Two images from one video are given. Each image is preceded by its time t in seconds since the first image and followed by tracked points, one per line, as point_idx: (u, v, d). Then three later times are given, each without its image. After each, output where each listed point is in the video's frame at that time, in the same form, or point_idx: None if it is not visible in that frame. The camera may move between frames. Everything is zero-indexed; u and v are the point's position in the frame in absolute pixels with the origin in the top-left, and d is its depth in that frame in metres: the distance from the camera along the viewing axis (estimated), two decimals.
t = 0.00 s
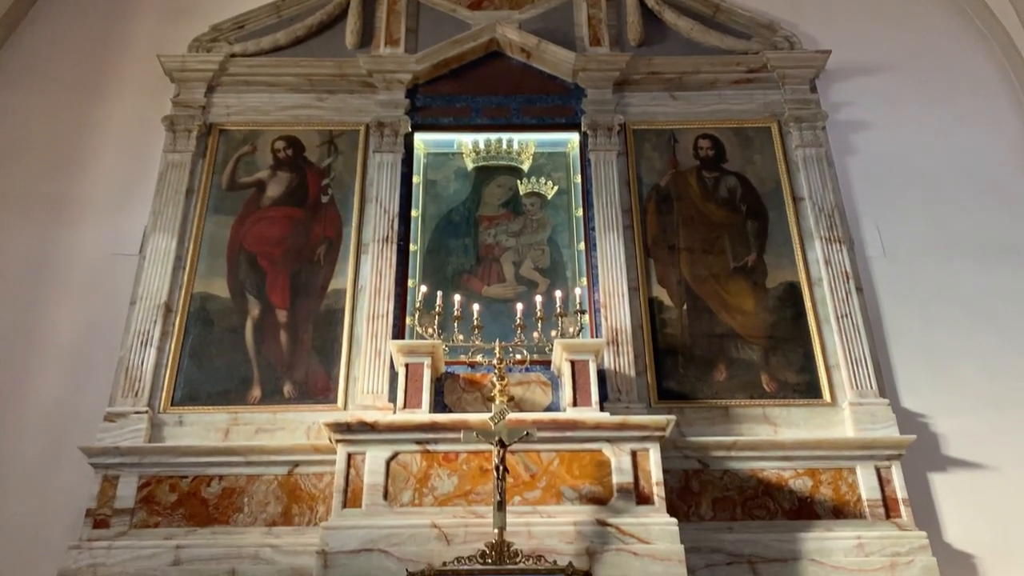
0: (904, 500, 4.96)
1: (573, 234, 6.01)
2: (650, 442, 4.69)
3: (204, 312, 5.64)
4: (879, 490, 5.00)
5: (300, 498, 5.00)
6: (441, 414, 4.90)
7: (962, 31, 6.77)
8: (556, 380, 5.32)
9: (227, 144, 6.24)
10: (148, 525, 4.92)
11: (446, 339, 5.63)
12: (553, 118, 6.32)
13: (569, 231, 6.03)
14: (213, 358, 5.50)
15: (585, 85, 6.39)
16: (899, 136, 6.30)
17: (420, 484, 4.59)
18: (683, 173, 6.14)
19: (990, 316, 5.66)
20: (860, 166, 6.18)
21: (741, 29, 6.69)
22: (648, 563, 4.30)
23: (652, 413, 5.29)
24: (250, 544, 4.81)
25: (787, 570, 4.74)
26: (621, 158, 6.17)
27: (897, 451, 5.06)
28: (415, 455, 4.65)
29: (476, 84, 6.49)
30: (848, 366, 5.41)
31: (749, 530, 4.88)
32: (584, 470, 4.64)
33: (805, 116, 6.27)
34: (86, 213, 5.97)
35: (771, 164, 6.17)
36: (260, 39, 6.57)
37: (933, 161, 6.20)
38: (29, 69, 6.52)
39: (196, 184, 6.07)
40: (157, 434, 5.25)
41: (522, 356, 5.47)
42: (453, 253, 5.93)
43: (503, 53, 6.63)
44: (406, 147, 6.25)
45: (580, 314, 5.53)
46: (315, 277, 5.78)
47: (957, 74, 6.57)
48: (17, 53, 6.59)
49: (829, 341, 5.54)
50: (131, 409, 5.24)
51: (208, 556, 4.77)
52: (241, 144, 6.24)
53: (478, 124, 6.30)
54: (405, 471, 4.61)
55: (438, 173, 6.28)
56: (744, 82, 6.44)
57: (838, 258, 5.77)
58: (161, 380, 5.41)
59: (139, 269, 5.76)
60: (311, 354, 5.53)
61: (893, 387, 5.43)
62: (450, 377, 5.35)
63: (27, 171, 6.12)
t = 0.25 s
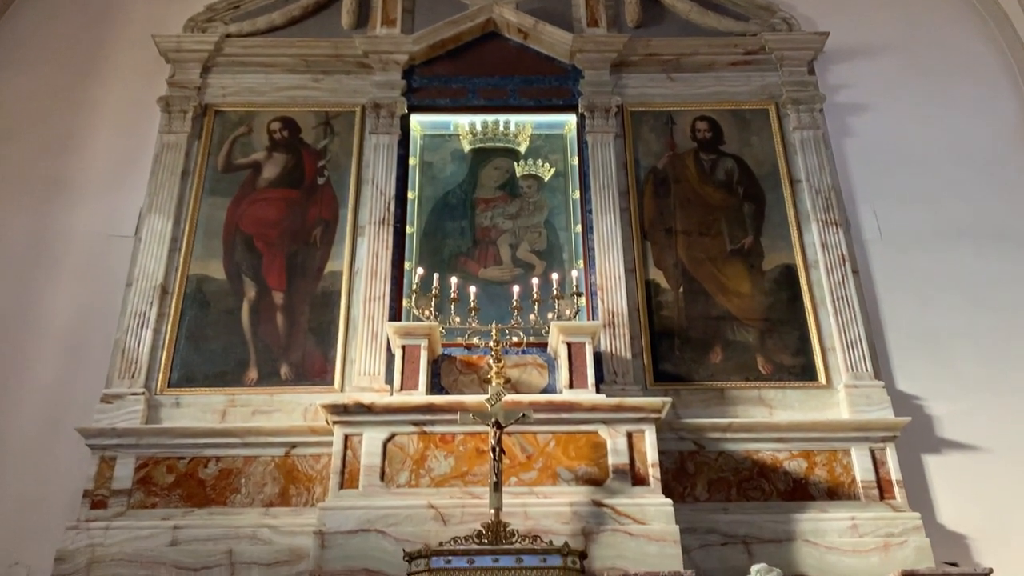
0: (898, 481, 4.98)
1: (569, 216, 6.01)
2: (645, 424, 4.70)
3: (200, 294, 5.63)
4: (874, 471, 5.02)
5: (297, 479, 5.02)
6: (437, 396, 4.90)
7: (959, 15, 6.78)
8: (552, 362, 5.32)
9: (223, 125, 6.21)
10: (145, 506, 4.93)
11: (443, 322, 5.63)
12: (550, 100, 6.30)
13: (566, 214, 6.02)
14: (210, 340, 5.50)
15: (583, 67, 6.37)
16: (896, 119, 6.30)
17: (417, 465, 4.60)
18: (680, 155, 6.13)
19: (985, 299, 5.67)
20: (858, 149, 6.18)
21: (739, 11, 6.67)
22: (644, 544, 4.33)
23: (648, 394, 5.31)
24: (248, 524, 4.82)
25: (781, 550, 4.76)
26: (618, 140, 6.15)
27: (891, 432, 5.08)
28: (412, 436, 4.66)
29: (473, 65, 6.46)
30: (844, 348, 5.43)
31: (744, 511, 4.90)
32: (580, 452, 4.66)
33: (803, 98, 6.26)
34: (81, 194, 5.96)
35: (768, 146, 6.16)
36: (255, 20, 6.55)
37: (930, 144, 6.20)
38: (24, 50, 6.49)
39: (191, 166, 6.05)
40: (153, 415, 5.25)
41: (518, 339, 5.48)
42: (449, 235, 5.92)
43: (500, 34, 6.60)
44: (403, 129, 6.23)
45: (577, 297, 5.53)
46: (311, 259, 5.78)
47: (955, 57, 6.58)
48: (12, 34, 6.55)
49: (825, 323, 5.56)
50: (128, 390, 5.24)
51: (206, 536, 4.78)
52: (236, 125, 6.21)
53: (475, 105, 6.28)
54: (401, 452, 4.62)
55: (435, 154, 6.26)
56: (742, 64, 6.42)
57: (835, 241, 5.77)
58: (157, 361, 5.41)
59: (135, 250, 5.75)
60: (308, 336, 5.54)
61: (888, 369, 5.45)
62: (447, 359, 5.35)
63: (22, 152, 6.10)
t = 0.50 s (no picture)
0: (892, 462, 5.01)
1: (566, 198, 6.00)
2: (642, 404, 4.72)
3: (196, 274, 5.62)
4: (868, 451, 5.04)
5: (294, 459, 5.03)
6: (434, 376, 4.90)
7: None
8: (550, 343, 5.31)
9: (218, 105, 6.18)
10: (143, 485, 4.93)
11: (440, 303, 5.64)
12: (547, 79, 6.27)
13: (563, 195, 6.02)
14: (206, 320, 5.50)
15: (580, 47, 6.35)
16: (893, 101, 6.30)
17: (414, 444, 4.62)
18: (678, 135, 6.12)
19: (981, 281, 5.68)
20: (855, 131, 6.18)
21: None
22: (639, 523, 4.35)
23: (644, 375, 5.33)
24: (245, 503, 4.84)
25: (775, 529, 4.79)
26: (616, 121, 6.13)
27: (886, 413, 5.11)
28: (409, 416, 4.67)
29: (470, 44, 6.43)
30: (840, 329, 5.45)
31: (739, 490, 4.92)
32: (576, 432, 4.67)
33: (801, 79, 6.24)
34: (77, 174, 5.94)
35: (766, 127, 6.15)
36: None
37: (928, 125, 6.20)
38: (17, 29, 6.45)
39: (187, 145, 6.02)
40: (150, 395, 5.25)
41: (514, 320, 5.48)
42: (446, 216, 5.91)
43: (497, 14, 6.57)
44: (399, 109, 6.21)
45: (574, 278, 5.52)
46: (307, 239, 5.76)
47: (953, 39, 6.57)
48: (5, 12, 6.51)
49: (821, 305, 5.57)
50: (125, 370, 5.24)
51: (204, 515, 4.80)
52: (231, 105, 6.18)
53: (472, 85, 6.27)
54: (398, 432, 4.64)
55: (431, 134, 6.26)
56: (740, 45, 6.40)
57: (831, 222, 5.78)
58: (154, 341, 5.41)
59: (130, 230, 5.73)
60: (305, 316, 5.54)
61: (883, 350, 5.47)
62: (444, 340, 5.33)
63: (16, 132, 6.07)
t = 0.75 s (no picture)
0: (887, 445, 5.03)
1: (563, 181, 5.99)
2: (638, 388, 4.73)
3: (193, 258, 5.61)
4: (863, 435, 5.07)
5: (291, 442, 5.04)
6: (431, 360, 4.91)
7: None
8: (545, 328, 5.35)
9: (214, 87, 6.15)
10: (140, 468, 4.94)
11: (437, 287, 5.63)
12: (545, 62, 6.29)
13: (560, 179, 6.00)
14: (203, 304, 5.49)
15: (578, 30, 6.33)
16: (891, 85, 6.29)
17: (411, 428, 4.63)
18: (675, 119, 6.11)
19: (978, 266, 5.69)
20: (853, 115, 6.17)
21: None
22: (634, 505, 4.37)
23: (640, 358, 5.34)
24: (243, 486, 4.85)
25: (770, 512, 4.81)
26: (613, 105, 6.13)
27: (881, 397, 5.12)
28: (406, 400, 4.69)
29: (468, 27, 6.41)
30: (836, 313, 5.46)
31: (734, 473, 4.95)
32: (573, 415, 4.69)
33: (799, 63, 6.23)
34: (72, 157, 5.92)
35: (763, 111, 6.14)
36: None
37: (925, 110, 6.20)
38: (11, 10, 6.41)
39: (183, 128, 6.00)
40: (147, 378, 5.25)
41: (511, 304, 5.46)
42: (443, 200, 5.90)
43: None
44: (396, 92, 6.20)
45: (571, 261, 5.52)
46: (304, 222, 5.76)
47: (952, 23, 6.55)
48: None
49: (817, 289, 5.58)
50: (122, 353, 5.25)
51: (202, 498, 4.81)
52: (227, 87, 6.15)
53: (468, 68, 6.26)
54: (395, 416, 4.64)
55: (428, 118, 6.22)
56: (739, 28, 6.38)
57: (828, 206, 5.78)
58: (150, 324, 5.41)
59: (126, 213, 5.72)
60: (301, 300, 5.53)
61: (879, 334, 5.49)
62: (441, 324, 5.38)
63: (11, 114, 6.04)
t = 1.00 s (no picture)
0: (881, 427, 5.05)
1: (560, 163, 5.97)
2: (633, 369, 4.74)
3: (188, 239, 5.60)
4: (857, 417, 5.09)
5: (287, 423, 5.05)
6: (427, 342, 4.91)
7: None
8: (542, 310, 5.35)
9: (209, 67, 6.12)
10: (137, 449, 4.94)
11: (433, 269, 5.63)
12: (542, 44, 6.24)
13: (556, 161, 5.99)
14: (198, 285, 5.49)
15: (575, 11, 6.30)
16: (889, 67, 6.28)
17: (407, 409, 4.64)
18: (673, 100, 6.10)
19: (974, 248, 5.70)
20: (850, 97, 6.17)
21: None
22: (629, 485, 4.39)
23: (636, 340, 5.35)
24: (239, 467, 4.86)
25: (765, 493, 4.84)
26: (610, 86, 6.11)
27: (875, 378, 5.14)
28: (402, 381, 4.69)
29: (464, 8, 6.37)
30: (831, 296, 5.47)
31: (729, 454, 4.97)
32: (569, 397, 4.70)
33: (797, 45, 6.22)
34: (66, 137, 5.90)
35: (760, 93, 6.12)
36: None
37: (923, 92, 6.19)
38: None
39: (177, 109, 5.97)
40: (143, 359, 5.25)
41: (508, 286, 5.47)
42: (439, 182, 5.89)
43: None
44: (392, 73, 6.18)
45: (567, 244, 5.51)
46: (299, 204, 5.74)
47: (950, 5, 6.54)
48: None
49: (813, 271, 5.58)
50: (118, 334, 5.24)
51: (198, 479, 4.82)
52: (222, 68, 6.12)
53: (463, 48, 6.23)
54: (391, 397, 4.65)
55: (424, 99, 6.19)
56: (736, 9, 6.37)
57: (824, 188, 5.79)
58: (146, 306, 5.40)
59: (121, 195, 5.70)
60: (297, 282, 5.53)
61: (874, 316, 5.51)
62: (437, 307, 5.38)
63: (5, 94, 6.01)
